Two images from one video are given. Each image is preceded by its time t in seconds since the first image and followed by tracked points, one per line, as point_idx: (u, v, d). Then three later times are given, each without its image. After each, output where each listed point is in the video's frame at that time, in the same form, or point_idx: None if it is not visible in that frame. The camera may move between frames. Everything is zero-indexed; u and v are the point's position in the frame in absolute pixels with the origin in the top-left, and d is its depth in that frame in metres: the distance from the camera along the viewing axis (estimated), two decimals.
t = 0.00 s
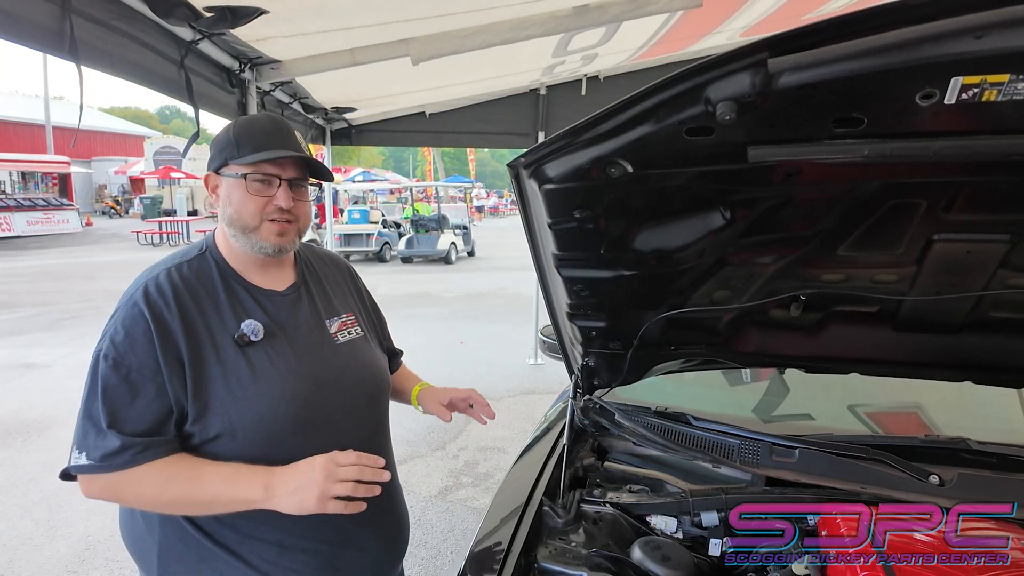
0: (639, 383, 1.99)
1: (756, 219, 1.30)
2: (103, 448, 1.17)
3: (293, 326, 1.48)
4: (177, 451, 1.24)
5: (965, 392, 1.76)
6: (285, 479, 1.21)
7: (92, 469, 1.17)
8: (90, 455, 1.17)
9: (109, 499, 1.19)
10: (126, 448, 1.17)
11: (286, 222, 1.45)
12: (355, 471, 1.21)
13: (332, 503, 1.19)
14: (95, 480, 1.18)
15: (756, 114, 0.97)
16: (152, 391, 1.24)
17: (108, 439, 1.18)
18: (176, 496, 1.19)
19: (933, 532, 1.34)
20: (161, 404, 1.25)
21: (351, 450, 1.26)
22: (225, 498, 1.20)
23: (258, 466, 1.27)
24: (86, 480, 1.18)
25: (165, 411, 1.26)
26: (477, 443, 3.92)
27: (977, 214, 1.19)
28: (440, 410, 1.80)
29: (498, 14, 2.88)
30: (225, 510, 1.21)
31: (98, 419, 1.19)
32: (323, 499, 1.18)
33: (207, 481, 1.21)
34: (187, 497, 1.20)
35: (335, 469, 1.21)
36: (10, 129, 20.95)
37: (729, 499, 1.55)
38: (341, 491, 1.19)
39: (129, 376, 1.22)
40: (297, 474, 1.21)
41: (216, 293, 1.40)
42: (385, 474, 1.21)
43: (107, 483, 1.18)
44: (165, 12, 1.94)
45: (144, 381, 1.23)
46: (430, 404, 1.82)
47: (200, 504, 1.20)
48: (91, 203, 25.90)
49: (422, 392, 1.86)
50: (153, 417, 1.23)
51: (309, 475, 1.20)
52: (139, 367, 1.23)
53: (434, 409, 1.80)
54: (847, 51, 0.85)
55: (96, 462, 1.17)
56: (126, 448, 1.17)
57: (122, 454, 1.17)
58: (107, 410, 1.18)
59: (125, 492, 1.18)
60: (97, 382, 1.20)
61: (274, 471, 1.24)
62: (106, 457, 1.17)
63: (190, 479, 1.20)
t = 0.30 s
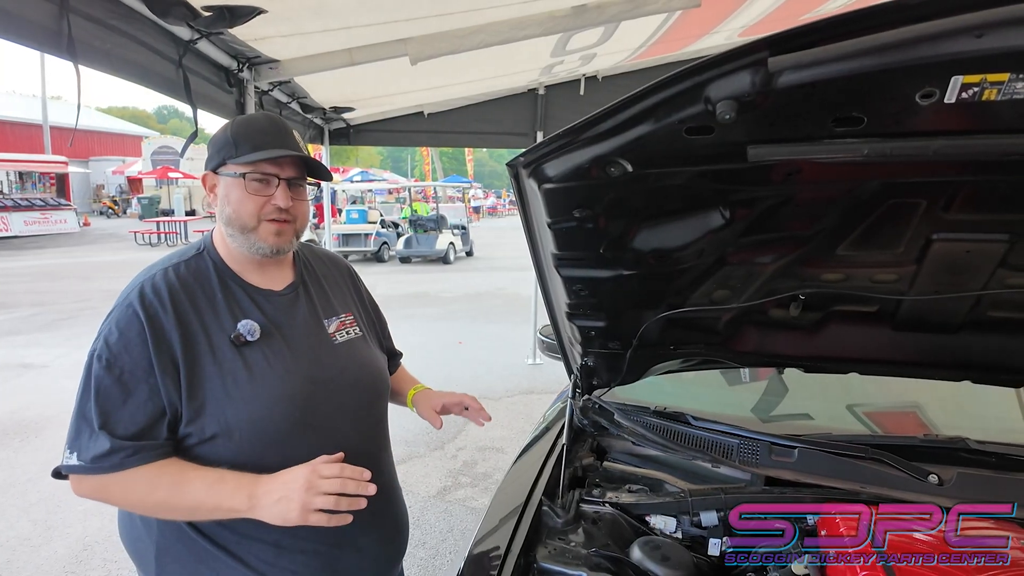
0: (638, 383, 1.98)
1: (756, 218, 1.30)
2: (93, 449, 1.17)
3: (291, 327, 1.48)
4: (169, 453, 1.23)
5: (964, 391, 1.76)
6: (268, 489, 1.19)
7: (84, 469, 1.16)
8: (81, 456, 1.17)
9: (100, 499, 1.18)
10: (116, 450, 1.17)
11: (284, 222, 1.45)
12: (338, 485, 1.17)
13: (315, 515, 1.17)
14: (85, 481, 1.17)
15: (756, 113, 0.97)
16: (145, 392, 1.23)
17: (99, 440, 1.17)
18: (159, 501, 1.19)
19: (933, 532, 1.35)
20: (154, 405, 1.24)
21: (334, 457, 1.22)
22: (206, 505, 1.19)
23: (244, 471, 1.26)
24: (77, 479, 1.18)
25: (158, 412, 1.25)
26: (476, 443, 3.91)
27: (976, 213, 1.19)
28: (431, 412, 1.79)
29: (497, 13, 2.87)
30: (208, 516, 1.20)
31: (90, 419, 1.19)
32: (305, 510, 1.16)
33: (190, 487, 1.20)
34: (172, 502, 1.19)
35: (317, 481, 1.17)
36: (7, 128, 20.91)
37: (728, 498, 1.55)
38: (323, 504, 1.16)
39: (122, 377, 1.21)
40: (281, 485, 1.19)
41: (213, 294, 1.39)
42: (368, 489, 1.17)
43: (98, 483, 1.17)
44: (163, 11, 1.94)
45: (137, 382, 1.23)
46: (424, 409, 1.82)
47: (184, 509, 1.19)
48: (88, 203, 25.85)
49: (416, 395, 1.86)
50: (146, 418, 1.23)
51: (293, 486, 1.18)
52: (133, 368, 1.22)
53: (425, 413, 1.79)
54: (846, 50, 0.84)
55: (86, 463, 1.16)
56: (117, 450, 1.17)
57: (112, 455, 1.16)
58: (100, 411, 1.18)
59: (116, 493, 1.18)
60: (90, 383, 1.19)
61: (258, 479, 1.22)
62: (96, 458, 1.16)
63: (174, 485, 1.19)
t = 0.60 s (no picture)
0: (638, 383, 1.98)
1: (756, 218, 1.30)
2: (92, 449, 1.16)
3: (289, 326, 1.47)
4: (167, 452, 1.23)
5: (963, 390, 1.77)
6: (266, 483, 1.18)
7: (84, 469, 1.16)
8: (80, 456, 1.17)
9: (99, 499, 1.18)
10: (116, 449, 1.16)
11: (282, 221, 1.44)
12: (337, 476, 1.16)
13: (314, 507, 1.15)
14: (84, 481, 1.17)
15: (756, 112, 0.97)
16: (143, 391, 1.23)
17: (98, 440, 1.17)
18: (159, 498, 1.18)
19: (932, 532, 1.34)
20: (152, 404, 1.24)
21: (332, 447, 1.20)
22: (206, 501, 1.19)
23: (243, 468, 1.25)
24: (77, 479, 1.17)
25: (156, 412, 1.25)
26: (475, 443, 3.91)
27: (975, 213, 1.20)
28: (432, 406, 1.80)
29: (495, 13, 2.87)
30: (208, 512, 1.20)
31: (88, 418, 1.18)
32: (304, 502, 1.14)
33: (189, 483, 1.19)
34: (172, 499, 1.19)
35: (316, 473, 1.15)
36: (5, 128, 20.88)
37: (728, 498, 1.55)
38: (322, 496, 1.14)
39: (121, 376, 1.21)
40: (279, 478, 1.17)
41: (211, 293, 1.39)
42: (368, 478, 1.15)
43: (97, 482, 1.17)
44: (161, 10, 1.93)
45: (135, 382, 1.22)
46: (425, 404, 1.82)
47: (183, 506, 1.19)
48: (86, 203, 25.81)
49: (416, 390, 1.85)
50: (145, 417, 1.22)
51: (291, 478, 1.16)
52: (131, 367, 1.22)
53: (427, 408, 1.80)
54: (847, 50, 0.84)
55: (85, 462, 1.16)
56: (116, 449, 1.16)
57: (111, 455, 1.16)
58: (98, 410, 1.17)
59: (115, 492, 1.18)
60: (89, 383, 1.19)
61: (257, 474, 1.21)
62: (96, 458, 1.16)
63: (174, 481, 1.19)
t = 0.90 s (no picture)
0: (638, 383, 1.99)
1: (758, 218, 1.30)
2: (110, 438, 1.17)
3: (290, 326, 1.48)
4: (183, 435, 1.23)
5: (963, 390, 1.77)
6: (299, 437, 1.18)
7: (105, 459, 1.16)
8: (100, 447, 1.17)
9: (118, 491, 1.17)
10: (136, 435, 1.17)
11: (283, 230, 1.44)
12: (368, 415, 1.16)
13: (353, 449, 1.15)
14: (102, 472, 1.16)
15: (760, 113, 0.97)
16: (155, 383, 1.23)
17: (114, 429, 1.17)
18: (187, 476, 1.17)
19: (933, 532, 1.35)
20: (163, 395, 1.24)
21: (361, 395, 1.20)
22: (241, 467, 1.18)
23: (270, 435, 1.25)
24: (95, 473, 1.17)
25: (169, 403, 1.25)
26: (474, 444, 3.91)
27: (977, 213, 1.20)
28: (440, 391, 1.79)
29: (496, 13, 2.87)
30: (244, 479, 1.19)
31: (103, 410, 1.18)
32: (343, 446, 1.15)
33: (215, 457, 1.19)
34: (200, 476, 1.18)
35: (347, 417, 1.16)
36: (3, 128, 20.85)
37: (730, 498, 1.55)
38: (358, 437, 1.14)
39: (131, 369, 1.21)
40: (309, 431, 1.17)
41: (212, 293, 1.39)
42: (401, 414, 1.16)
43: (117, 473, 1.16)
44: (162, 10, 1.93)
45: (146, 375, 1.23)
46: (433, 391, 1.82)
47: (211, 481, 1.18)
48: (85, 203, 25.77)
49: (422, 380, 1.85)
50: (158, 407, 1.22)
51: (324, 428, 1.16)
52: (141, 360, 1.22)
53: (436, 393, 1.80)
54: (851, 51, 0.85)
55: (104, 450, 1.16)
56: (133, 436, 1.17)
57: (130, 441, 1.16)
58: (112, 401, 1.18)
59: (134, 482, 1.17)
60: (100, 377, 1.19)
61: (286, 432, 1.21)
62: (119, 444, 1.16)
63: (198, 458, 1.18)
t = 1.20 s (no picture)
0: (638, 383, 1.99)
1: (759, 218, 1.30)
2: (179, 397, 1.14)
3: (293, 326, 1.48)
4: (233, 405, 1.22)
5: (962, 390, 1.77)
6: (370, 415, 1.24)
7: (176, 421, 1.12)
8: (167, 409, 1.13)
9: (192, 463, 1.11)
10: (204, 395, 1.16)
11: (258, 222, 1.43)
12: (431, 418, 1.24)
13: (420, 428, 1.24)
14: (174, 434, 1.12)
15: (762, 113, 0.97)
16: (198, 358, 1.24)
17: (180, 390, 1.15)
18: (274, 444, 1.14)
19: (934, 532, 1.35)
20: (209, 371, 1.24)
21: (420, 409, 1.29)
22: (321, 440, 1.18)
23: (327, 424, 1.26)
24: (164, 445, 1.12)
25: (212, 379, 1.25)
26: (474, 443, 3.91)
27: (979, 213, 1.20)
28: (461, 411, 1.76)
29: (495, 13, 2.87)
30: (320, 455, 1.18)
31: (158, 381, 1.15)
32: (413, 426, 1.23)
33: (302, 428, 1.18)
34: (286, 444, 1.15)
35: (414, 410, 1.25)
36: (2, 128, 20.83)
37: (731, 498, 1.55)
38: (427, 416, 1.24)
39: (177, 345, 1.21)
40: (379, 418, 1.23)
41: (217, 292, 1.38)
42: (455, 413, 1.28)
43: (200, 437, 1.11)
44: (162, 10, 1.93)
45: (191, 352, 1.22)
46: (452, 406, 1.79)
47: (295, 453, 1.16)
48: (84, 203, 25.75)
49: (440, 392, 1.84)
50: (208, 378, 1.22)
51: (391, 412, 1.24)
52: (182, 339, 1.22)
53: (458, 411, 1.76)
54: (853, 51, 0.85)
55: (174, 409, 1.13)
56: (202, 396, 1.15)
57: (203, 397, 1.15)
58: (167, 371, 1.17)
59: (216, 450, 1.11)
60: (150, 354, 1.18)
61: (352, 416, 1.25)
62: (189, 404, 1.13)
63: (283, 426, 1.17)
